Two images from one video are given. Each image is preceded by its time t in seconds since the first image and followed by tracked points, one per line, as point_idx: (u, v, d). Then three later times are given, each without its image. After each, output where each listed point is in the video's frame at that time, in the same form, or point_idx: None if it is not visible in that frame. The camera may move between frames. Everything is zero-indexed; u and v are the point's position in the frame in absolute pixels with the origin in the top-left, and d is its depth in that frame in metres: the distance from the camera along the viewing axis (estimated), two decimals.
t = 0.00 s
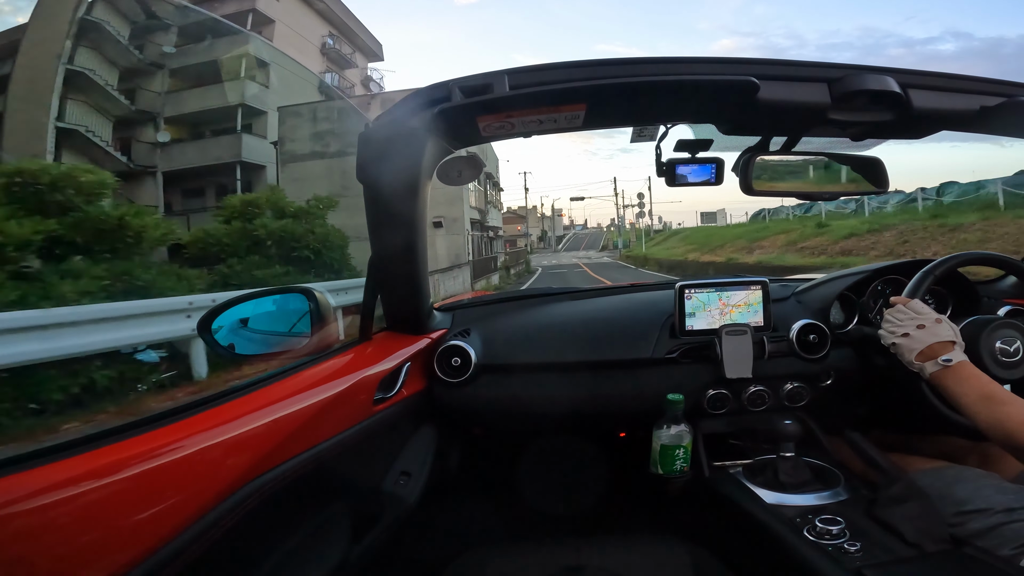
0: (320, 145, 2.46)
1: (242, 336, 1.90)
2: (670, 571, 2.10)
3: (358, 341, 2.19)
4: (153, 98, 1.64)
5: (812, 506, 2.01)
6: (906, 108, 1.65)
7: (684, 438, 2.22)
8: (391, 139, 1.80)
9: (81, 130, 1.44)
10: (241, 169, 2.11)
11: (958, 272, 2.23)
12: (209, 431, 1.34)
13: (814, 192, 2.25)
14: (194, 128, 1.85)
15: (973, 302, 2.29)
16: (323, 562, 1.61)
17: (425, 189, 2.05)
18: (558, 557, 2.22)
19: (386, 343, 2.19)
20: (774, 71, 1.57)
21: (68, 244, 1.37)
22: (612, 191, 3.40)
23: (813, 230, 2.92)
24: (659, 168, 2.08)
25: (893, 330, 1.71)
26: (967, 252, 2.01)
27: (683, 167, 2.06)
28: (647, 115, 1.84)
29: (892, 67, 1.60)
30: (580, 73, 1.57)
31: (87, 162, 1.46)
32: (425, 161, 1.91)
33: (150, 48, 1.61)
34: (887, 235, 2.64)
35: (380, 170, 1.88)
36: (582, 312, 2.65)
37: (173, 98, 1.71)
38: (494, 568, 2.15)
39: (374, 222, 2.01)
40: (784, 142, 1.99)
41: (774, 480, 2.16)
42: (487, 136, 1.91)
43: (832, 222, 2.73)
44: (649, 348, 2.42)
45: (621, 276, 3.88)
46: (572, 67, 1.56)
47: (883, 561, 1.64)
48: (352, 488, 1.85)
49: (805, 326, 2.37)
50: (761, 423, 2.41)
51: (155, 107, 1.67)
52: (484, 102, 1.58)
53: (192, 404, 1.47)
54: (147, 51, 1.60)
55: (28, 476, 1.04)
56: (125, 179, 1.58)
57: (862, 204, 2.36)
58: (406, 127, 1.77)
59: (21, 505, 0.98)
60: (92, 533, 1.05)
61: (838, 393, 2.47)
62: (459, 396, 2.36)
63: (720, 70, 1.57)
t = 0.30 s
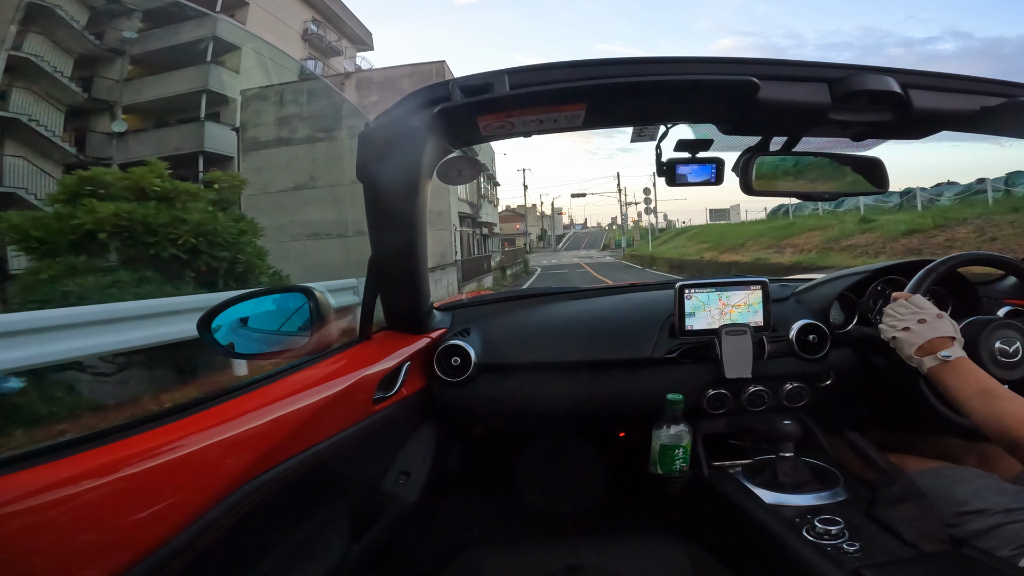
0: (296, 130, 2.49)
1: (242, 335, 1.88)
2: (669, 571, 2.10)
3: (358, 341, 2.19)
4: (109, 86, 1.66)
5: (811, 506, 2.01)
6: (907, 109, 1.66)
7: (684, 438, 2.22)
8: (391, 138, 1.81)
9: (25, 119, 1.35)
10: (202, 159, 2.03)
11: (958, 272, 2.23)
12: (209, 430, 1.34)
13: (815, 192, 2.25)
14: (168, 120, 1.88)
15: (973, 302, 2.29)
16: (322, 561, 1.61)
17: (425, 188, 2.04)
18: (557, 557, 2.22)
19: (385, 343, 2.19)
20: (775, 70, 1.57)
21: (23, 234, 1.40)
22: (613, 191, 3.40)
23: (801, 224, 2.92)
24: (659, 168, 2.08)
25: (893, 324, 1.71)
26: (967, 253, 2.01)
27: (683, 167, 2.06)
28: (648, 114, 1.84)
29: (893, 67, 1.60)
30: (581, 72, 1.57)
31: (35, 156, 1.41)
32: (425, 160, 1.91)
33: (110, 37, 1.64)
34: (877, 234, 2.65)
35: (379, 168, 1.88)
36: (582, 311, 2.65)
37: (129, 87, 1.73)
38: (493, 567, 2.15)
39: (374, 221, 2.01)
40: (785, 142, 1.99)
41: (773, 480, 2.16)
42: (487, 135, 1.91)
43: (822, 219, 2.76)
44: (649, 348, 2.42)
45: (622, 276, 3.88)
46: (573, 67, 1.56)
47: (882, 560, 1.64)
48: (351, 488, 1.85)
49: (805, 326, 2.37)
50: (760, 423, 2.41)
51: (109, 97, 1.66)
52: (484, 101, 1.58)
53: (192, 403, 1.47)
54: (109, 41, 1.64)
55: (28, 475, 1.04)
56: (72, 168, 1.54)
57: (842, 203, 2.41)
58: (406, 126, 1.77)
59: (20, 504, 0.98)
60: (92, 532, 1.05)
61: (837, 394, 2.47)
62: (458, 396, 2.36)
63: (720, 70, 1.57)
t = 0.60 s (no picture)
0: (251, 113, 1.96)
1: (243, 335, 1.87)
2: (669, 571, 2.10)
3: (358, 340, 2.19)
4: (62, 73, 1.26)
5: (811, 506, 2.01)
6: (908, 109, 1.65)
7: (684, 437, 2.22)
8: (391, 137, 1.81)
9: None
10: (159, 152, 1.57)
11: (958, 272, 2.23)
12: (209, 429, 1.35)
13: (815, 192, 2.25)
14: (116, 107, 1.41)
15: (973, 302, 2.29)
16: (322, 559, 1.61)
17: (425, 187, 2.04)
18: (556, 556, 2.22)
19: (386, 342, 2.19)
20: (777, 70, 1.57)
21: None
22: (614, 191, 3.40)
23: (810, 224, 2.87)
24: (660, 168, 2.08)
25: (893, 325, 1.72)
26: (968, 253, 2.01)
27: (685, 166, 2.06)
28: (649, 114, 1.83)
29: (895, 67, 1.60)
30: (583, 72, 1.57)
31: None
32: (426, 160, 1.91)
33: (66, 23, 1.27)
34: (899, 234, 2.60)
35: (380, 168, 1.88)
36: (582, 311, 2.65)
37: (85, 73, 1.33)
38: (493, 567, 2.15)
39: (375, 220, 2.01)
40: (786, 142, 1.99)
41: (773, 480, 2.16)
42: (488, 135, 1.91)
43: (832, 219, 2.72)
44: (649, 348, 2.42)
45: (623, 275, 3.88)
46: (574, 66, 1.56)
47: (882, 561, 1.64)
48: (351, 487, 1.85)
49: (805, 326, 2.37)
50: (760, 423, 2.42)
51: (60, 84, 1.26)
52: (485, 101, 1.58)
53: (193, 402, 1.47)
54: (64, 25, 1.27)
55: (28, 473, 1.04)
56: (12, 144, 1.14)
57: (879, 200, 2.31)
58: (406, 126, 1.77)
59: (21, 502, 0.98)
60: (92, 530, 1.05)
61: (837, 394, 2.47)
62: (458, 395, 2.37)
63: (722, 70, 1.56)
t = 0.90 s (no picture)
0: (202, 92, 1.71)
1: (243, 335, 1.86)
2: (670, 571, 2.10)
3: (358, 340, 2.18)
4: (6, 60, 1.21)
5: (812, 505, 2.00)
6: (908, 108, 1.65)
7: (685, 437, 2.22)
8: (391, 137, 1.81)
9: None
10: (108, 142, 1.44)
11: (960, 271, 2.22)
12: (210, 430, 1.35)
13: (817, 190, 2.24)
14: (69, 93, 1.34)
15: (974, 302, 2.29)
16: (322, 560, 1.61)
17: (425, 188, 2.04)
18: (557, 557, 2.22)
19: (386, 342, 2.19)
20: (776, 69, 1.57)
21: None
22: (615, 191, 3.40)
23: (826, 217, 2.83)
24: (660, 167, 2.08)
25: (894, 325, 1.72)
26: (969, 252, 2.00)
27: (685, 166, 2.06)
28: (648, 113, 1.83)
29: (895, 66, 1.60)
30: (582, 72, 1.57)
31: None
32: (426, 160, 1.91)
33: (15, 9, 1.23)
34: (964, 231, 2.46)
35: (380, 169, 1.88)
36: (583, 311, 2.65)
37: (35, 60, 1.27)
38: (494, 567, 2.15)
39: (375, 221, 2.00)
40: (787, 141, 1.98)
41: (775, 479, 2.16)
42: (488, 135, 1.91)
43: (843, 216, 2.70)
44: (650, 347, 2.42)
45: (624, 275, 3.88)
46: (574, 66, 1.56)
47: (883, 560, 1.63)
48: (352, 487, 1.85)
49: (806, 326, 2.37)
50: (761, 423, 2.41)
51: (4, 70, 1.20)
52: (485, 101, 1.58)
53: (193, 402, 1.47)
54: (14, 12, 1.23)
55: (29, 473, 1.04)
56: None
57: (926, 191, 2.24)
58: (406, 126, 1.77)
59: (22, 503, 0.98)
60: (94, 531, 1.05)
61: (838, 393, 2.47)
62: (459, 395, 2.37)
63: (722, 69, 1.56)
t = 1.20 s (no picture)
0: (130, 69, 1.62)
1: (243, 337, 1.88)
2: (671, 571, 2.10)
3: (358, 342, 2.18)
4: None
5: (814, 506, 2.00)
6: (908, 108, 1.65)
7: (687, 438, 2.22)
8: (392, 138, 1.81)
9: None
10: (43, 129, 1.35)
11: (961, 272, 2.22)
12: (211, 432, 1.34)
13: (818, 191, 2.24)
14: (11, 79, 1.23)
15: (976, 303, 2.28)
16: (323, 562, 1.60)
17: (426, 189, 2.03)
18: (558, 558, 2.21)
19: (387, 344, 2.19)
20: (776, 70, 1.57)
21: None
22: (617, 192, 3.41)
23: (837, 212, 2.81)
24: (660, 168, 2.08)
25: (895, 326, 1.72)
26: (970, 253, 2.01)
27: (685, 166, 2.06)
28: (649, 114, 1.83)
29: (894, 67, 1.60)
30: (582, 73, 1.57)
31: None
32: (426, 162, 1.90)
33: None
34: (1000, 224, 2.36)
35: (381, 170, 1.88)
36: (584, 312, 2.65)
37: None
38: (495, 569, 2.15)
39: (375, 222, 2.00)
40: (788, 142, 1.98)
41: (776, 481, 2.16)
42: (488, 136, 1.91)
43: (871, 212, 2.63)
44: (650, 349, 2.42)
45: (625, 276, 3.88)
46: (573, 67, 1.56)
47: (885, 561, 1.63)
48: (353, 489, 1.85)
49: (806, 327, 2.37)
50: (762, 423, 2.41)
51: None
52: (484, 102, 1.58)
53: (193, 404, 1.47)
54: None
55: (30, 475, 1.05)
56: None
57: (979, 184, 2.02)
58: (407, 127, 1.78)
59: (23, 505, 0.98)
60: (94, 533, 1.05)
61: (840, 394, 2.46)
62: (460, 397, 2.37)
63: (721, 70, 1.57)
